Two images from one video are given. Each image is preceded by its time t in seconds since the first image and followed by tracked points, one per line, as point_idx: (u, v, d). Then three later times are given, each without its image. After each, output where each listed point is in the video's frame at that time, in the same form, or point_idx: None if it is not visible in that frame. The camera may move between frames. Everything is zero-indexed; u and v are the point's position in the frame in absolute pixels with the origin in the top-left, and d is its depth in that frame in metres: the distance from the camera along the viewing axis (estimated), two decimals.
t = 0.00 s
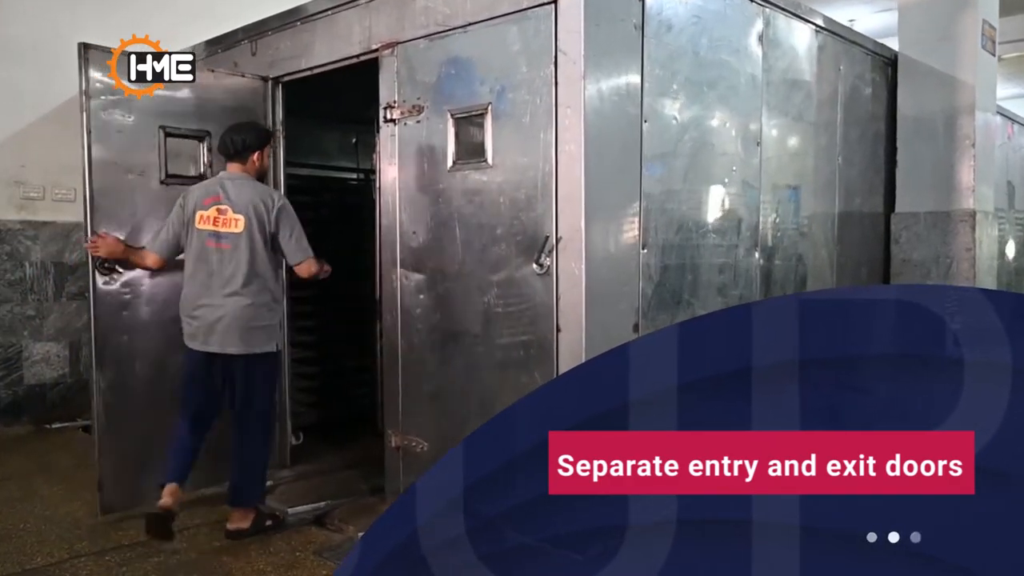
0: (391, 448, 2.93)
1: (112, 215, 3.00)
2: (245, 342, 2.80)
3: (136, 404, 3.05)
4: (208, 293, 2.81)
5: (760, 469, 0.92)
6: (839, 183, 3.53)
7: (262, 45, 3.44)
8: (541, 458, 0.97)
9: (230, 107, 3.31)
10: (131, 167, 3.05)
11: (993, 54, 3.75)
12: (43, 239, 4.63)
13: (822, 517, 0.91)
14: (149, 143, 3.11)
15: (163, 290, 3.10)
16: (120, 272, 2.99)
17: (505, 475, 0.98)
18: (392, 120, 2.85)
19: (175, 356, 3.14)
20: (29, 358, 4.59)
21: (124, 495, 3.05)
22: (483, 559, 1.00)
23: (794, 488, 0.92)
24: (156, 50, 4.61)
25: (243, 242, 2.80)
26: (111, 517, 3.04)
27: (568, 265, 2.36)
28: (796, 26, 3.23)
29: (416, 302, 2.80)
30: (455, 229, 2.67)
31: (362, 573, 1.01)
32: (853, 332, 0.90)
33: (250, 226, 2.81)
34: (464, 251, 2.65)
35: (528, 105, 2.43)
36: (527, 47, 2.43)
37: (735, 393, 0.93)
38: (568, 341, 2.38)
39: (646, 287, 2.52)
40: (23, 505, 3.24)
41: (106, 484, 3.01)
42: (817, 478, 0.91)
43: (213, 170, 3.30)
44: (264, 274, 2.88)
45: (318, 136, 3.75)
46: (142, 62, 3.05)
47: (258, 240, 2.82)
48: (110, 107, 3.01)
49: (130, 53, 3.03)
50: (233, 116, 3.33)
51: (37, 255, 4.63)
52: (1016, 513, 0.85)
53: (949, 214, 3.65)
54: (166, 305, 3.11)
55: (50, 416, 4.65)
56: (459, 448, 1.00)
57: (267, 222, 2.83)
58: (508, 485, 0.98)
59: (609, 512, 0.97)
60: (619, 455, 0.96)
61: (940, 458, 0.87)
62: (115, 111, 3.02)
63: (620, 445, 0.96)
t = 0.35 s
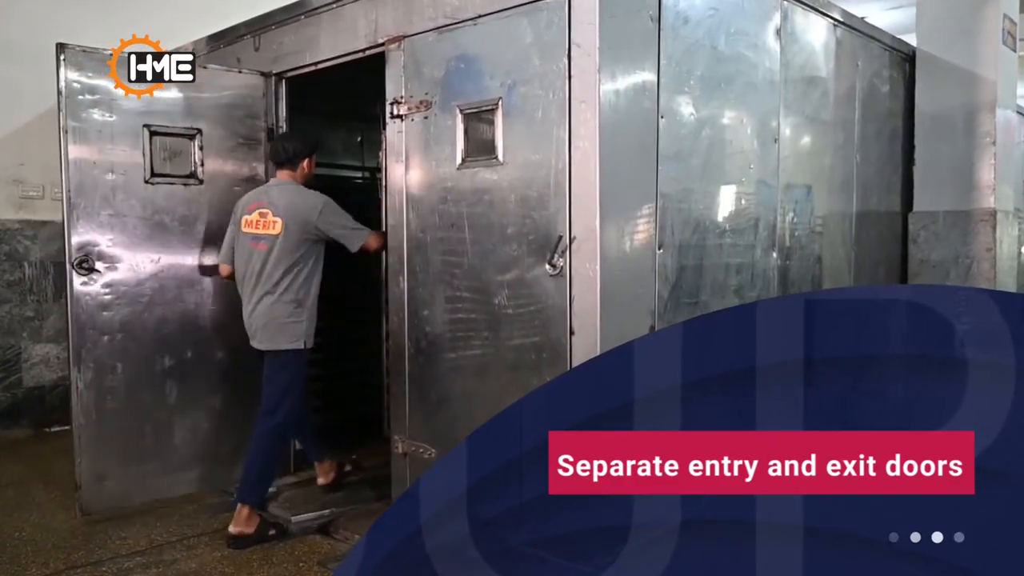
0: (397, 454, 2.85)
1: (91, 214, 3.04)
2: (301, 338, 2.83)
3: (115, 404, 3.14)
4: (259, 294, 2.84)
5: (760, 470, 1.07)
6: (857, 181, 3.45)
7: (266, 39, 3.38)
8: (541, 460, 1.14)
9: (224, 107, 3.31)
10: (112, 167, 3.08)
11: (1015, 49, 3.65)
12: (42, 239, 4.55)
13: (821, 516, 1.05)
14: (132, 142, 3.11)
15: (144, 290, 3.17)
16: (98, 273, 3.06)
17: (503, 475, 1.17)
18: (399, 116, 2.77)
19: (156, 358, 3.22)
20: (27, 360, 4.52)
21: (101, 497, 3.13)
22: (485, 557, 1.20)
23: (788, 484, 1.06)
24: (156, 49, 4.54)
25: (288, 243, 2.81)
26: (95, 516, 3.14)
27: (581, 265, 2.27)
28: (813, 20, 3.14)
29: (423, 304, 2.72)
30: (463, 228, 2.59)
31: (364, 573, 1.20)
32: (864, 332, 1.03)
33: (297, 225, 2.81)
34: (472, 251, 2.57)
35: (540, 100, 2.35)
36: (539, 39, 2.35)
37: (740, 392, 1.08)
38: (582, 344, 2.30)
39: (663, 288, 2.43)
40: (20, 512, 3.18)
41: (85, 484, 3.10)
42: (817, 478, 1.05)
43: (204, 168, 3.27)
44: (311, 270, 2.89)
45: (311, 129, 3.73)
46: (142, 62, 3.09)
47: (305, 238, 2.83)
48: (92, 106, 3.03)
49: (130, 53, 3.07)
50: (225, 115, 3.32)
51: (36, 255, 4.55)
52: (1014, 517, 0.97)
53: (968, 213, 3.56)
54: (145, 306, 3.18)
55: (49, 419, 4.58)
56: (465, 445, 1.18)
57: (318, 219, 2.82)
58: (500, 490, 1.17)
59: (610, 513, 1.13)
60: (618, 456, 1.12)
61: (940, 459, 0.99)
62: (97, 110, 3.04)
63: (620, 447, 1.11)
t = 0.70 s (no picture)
0: (403, 461, 2.77)
1: (80, 214, 3.01)
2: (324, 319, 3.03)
3: (105, 404, 3.11)
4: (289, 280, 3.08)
5: (760, 469, 1.02)
6: (874, 180, 3.37)
7: (269, 35, 3.31)
8: (543, 458, 1.10)
9: (223, 106, 3.25)
10: (104, 166, 3.05)
11: None
12: (41, 239, 4.48)
13: (829, 517, 0.99)
14: (124, 142, 3.08)
15: (137, 291, 3.13)
16: (89, 273, 3.04)
17: (504, 475, 1.12)
18: (405, 112, 2.69)
19: (148, 359, 3.17)
20: (26, 362, 4.45)
21: (92, 498, 3.11)
22: (487, 556, 1.13)
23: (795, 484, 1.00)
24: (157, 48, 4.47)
25: (312, 231, 3.04)
26: (86, 516, 3.11)
27: (595, 266, 2.20)
28: (830, 14, 3.06)
29: (430, 306, 2.65)
30: (472, 229, 2.51)
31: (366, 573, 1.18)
32: (880, 333, 0.97)
33: (319, 214, 3.02)
34: (481, 252, 2.49)
35: (551, 95, 2.28)
36: (551, 31, 2.27)
37: (744, 390, 1.03)
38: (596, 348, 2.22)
39: (679, 289, 2.36)
40: (15, 518, 3.11)
41: (74, 484, 3.08)
42: (817, 478, 0.99)
43: (201, 167, 3.21)
44: (339, 257, 3.12)
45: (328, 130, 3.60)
46: (141, 62, 3.07)
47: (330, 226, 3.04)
48: (83, 105, 3.00)
49: (130, 53, 3.06)
50: (224, 114, 3.26)
51: (36, 255, 4.48)
52: (1015, 517, 0.91)
53: (987, 212, 3.45)
54: (138, 308, 3.14)
55: (49, 423, 4.51)
56: (467, 444, 1.14)
57: (341, 205, 3.03)
58: (511, 487, 1.11)
59: (608, 512, 1.08)
60: (619, 455, 1.08)
61: (940, 458, 0.93)
62: (87, 109, 3.01)
63: (620, 445, 1.08)
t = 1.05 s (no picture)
0: (411, 467, 2.69)
1: (75, 214, 2.94)
2: (326, 319, 2.94)
3: (101, 407, 3.04)
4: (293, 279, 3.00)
5: (760, 469, 1.00)
6: (893, 178, 3.28)
7: (273, 29, 3.23)
8: (541, 458, 1.09)
9: (224, 104, 3.17)
10: (99, 164, 2.98)
11: None
12: (41, 239, 4.40)
13: (832, 519, 0.97)
14: (122, 140, 3.01)
15: (133, 292, 3.06)
16: (83, 274, 2.97)
17: (503, 474, 1.10)
18: (413, 107, 2.61)
19: (146, 361, 3.10)
20: (25, 364, 4.38)
21: (88, 502, 3.03)
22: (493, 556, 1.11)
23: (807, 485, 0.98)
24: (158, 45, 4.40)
25: (316, 231, 2.97)
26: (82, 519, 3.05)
27: (613, 266, 2.11)
28: (851, 6, 2.97)
29: (439, 307, 2.57)
30: (483, 228, 2.43)
31: None
32: (893, 337, 0.97)
33: (323, 213, 2.95)
34: (492, 251, 2.41)
35: (565, 89, 2.19)
36: (566, 23, 2.19)
37: (753, 397, 1.02)
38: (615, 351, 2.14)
39: (699, 291, 2.28)
40: (12, 526, 3.04)
41: (69, 489, 3.00)
42: (817, 477, 0.98)
43: (200, 165, 3.14)
44: (345, 257, 3.04)
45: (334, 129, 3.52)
46: (141, 62, 2.99)
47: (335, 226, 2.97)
48: (77, 103, 2.94)
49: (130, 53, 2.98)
50: (224, 111, 3.18)
51: (35, 256, 4.40)
52: (1017, 517, 0.88)
53: (1009, 211, 3.37)
54: (134, 309, 3.07)
55: (49, 426, 4.44)
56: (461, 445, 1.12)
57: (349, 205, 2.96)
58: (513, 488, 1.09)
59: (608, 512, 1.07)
60: (618, 455, 1.06)
61: (940, 458, 0.92)
62: (83, 107, 2.95)
63: (620, 446, 1.06)
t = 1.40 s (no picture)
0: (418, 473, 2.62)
1: (73, 213, 2.87)
2: (322, 324, 2.87)
3: (100, 410, 2.97)
4: (287, 284, 2.92)
5: (760, 469, 0.97)
6: (912, 176, 3.21)
7: (276, 24, 3.16)
8: (542, 456, 1.02)
9: (226, 100, 3.10)
10: (98, 161, 2.91)
11: None
12: (40, 238, 4.34)
13: (832, 518, 0.95)
14: (120, 137, 2.94)
15: (132, 292, 2.99)
16: (82, 274, 2.90)
17: (503, 475, 1.03)
18: (421, 102, 2.54)
19: (145, 363, 3.03)
20: (24, 366, 4.31)
21: (87, 508, 2.97)
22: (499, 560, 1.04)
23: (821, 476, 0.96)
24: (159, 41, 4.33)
25: (309, 232, 2.90)
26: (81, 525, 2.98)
27: (628, 266, 2.04)
28: None
29: (449, 309, 2.49)
30: (494, 226, 2.35)
31: None
32: (906, 338, 0.95)
33: (317, 215, 2.88)
34: (503, 251, 2.33)
35: (580, 83, 2.12)
36: (580, 14, 2.11)
37: (751, 399, 0.99)
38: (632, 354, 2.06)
39: (718, 292, 2.20)
40: (8, 532, 2.97)
41: (67, 494, 2.93)
42: (817, 478, 0.96)
43: (201, 163, 3.06)
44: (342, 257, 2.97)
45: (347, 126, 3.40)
46: (141, 62, 2.94)
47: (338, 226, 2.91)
48: (76, 99, 2.87)
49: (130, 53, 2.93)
50: (225, 107, 3.10)
51: (35, 255, 4.34)
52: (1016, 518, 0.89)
53: None
54: (134, 310, 3.00)
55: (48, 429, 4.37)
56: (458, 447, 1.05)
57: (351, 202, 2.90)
58: (516, 484, 1.03)
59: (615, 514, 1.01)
60: (618, 455, 1.01)
61: (940, 458, 0.92)
62: (81, 103, 2.88)
63: (622, 445, 1.01)
